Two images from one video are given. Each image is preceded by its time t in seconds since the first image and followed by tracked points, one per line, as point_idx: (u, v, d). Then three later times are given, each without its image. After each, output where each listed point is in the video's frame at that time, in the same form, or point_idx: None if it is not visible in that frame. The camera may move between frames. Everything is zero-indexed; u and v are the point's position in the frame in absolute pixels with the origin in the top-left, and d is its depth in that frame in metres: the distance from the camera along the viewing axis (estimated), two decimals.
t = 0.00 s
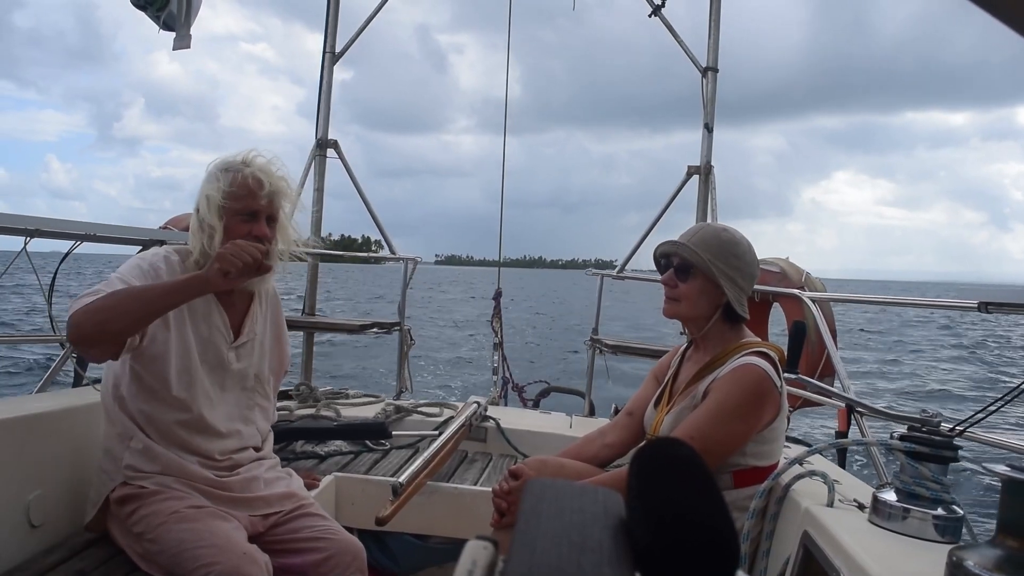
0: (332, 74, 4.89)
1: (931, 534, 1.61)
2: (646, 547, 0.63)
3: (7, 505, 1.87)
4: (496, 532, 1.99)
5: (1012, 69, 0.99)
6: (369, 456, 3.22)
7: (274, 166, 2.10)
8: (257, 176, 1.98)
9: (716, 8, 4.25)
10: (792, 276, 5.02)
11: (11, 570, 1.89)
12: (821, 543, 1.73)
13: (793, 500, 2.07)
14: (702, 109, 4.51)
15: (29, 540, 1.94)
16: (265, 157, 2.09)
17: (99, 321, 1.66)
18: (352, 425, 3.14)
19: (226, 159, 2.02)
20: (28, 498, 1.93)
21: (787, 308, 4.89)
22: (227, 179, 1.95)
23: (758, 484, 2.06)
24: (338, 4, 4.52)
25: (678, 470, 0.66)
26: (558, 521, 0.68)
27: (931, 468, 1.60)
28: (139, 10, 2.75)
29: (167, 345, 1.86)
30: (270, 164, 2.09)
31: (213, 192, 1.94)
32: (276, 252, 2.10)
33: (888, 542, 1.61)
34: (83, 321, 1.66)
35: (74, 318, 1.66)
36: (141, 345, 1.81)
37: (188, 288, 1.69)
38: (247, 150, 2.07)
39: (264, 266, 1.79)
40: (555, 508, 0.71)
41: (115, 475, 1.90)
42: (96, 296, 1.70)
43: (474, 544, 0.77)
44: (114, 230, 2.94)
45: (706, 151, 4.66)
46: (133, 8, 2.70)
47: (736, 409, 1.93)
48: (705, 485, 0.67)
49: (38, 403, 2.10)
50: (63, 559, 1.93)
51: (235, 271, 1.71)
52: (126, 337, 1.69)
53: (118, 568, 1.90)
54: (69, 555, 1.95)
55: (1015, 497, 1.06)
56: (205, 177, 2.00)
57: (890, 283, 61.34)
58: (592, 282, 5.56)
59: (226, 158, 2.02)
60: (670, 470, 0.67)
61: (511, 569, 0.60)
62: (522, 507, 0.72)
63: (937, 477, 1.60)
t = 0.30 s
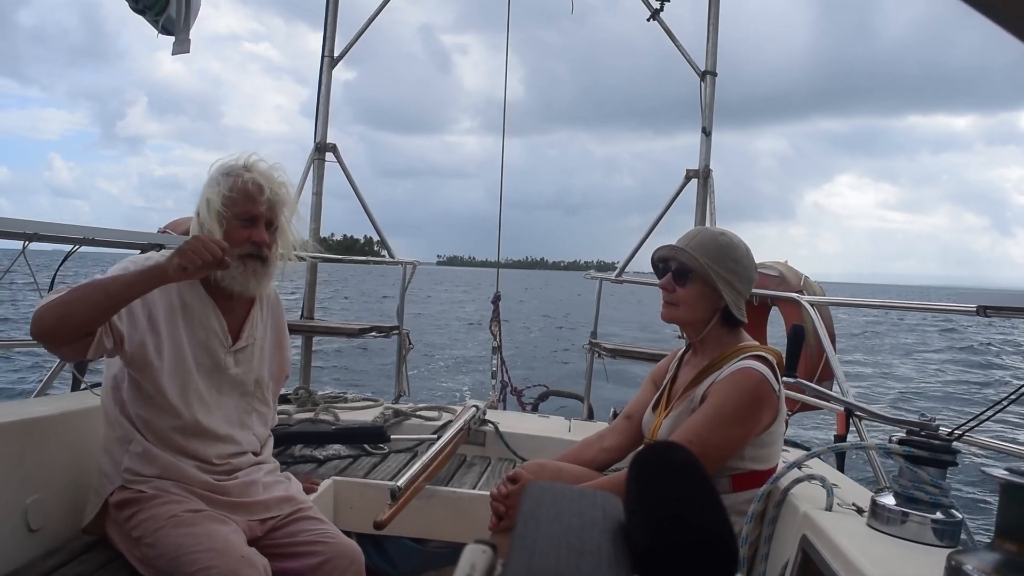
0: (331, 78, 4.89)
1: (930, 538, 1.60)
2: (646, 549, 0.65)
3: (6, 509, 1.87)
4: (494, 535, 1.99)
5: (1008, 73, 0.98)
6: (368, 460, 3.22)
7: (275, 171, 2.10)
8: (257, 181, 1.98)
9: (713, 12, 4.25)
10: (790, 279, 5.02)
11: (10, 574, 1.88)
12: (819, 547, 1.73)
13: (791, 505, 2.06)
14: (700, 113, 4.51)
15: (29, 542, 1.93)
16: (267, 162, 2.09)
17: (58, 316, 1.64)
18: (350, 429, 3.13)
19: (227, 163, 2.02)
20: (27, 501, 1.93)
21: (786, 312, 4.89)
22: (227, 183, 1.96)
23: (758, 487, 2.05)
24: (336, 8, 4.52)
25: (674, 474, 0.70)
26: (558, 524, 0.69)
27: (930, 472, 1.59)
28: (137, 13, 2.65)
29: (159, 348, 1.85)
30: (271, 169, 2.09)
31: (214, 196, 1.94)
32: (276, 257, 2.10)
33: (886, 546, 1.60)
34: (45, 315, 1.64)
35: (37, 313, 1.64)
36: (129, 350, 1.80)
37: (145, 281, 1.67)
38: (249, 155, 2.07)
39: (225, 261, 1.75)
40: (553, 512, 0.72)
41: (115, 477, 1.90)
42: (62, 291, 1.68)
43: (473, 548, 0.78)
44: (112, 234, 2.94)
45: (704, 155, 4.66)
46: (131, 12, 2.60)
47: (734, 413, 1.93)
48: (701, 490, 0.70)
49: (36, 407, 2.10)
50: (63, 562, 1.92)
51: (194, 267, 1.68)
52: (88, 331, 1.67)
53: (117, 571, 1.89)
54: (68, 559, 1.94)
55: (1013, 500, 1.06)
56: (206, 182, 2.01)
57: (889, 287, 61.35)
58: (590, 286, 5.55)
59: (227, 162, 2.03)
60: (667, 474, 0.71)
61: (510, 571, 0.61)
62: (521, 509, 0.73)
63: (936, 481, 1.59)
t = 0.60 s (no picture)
0: (329, 81, 4.89)
1: (927, 542, 1.59)
2: (644, 552, 0.71)
3: (4, 512, 1.87)
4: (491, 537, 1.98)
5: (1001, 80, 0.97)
6: (365, 463, 3.21)
7: (282, 177, 2.10)
8: (262, 184, 1.98)
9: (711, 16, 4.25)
10: (788, 283, 5.01)
11: None
12: (817, 550, 1.72)
13: (788, 508, 2.05)
14: (698, 117, 4.51)
15: (28, 544, 1.94)
16: (274, 167, 2.09)
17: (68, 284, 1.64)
18: (347, 432, 3.13)
19: (235, 167, 2.03)
20: (25, 504, 1.92)
21: (784, 315, 4.88)
22: (233, 187, 1.96)
23: (755, 490, 2.06)
24: (334, 11, 4.52)
25: (670, 477, 0.76)
26: (557, 527, 0.75)
27: (927, 476, 1.58)
28: (135, 15, 2.63)
29: (161, 341, 1.85)
30: (278, 175, 2.09)
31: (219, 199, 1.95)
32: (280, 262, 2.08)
33: (884, 550, 1.59)
34: (56, 286, 1.64)
35: (47, 286, 1.64)
36: (132, 338, 1.80)
37: (161, 236, 1.68)
38: (257, 159, 2.08)
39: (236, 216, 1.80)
40: (552, 515, 0.79)
41: (113, 480, 1.85)
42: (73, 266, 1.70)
43: (472, 551, 0.80)
44: (109, 237, 2.93)
45: (703, 159, 4.66)
46: (129, 15, 2.58)
47: (732, 417, 1.93)
48: (695, 490, 0.76)
49: (36, 409, 2.10)
50: (61, 565, 1.92)
51: (207, 213, 1.73)
52: (98, 297, 1.66)
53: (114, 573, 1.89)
54: (66, 562, 1.94)
55: (1010, 505, 1.05)
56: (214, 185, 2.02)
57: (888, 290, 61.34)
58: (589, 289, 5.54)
59: (235, 166, 2.04)
60: (663, 477, 0.77)
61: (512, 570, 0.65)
62: (521, 513, 0.79)
63: (933, 485, 1.58)
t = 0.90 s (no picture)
0: (328, 83, 4.90)
1: (927, 543, 1.59)
2: (643, 553, 0.71)
3: (3, 514, 1.87)
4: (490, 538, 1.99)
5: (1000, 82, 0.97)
6: (365, 465, 3.22)
7: (299, 187, 2.08)
8: (281, 196, 1.96)
9: (710, 18, 4.25)
10: (787, 284, 5.01)
11: None
12: (816, 551, 1.72)
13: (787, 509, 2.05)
14: (697, 118, 4.51)
15: (28, 547, 1.94)
16: (290, 176, 2.08)
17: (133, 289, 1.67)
18: (347, 434, 3.13)
19: (253, 174, 2.02)
20: (24, 507, 1.93)
21: (783, 317, 4.89)
22: (251, 197, 1.94)
23: (754, 491, 2.06)
24: (333, 13, 4.51)
25: (670, 478, 0.77)
26: (557, 529, 0.75)
27: (926, 477, 1.58)
28: (134, 18, 2.63)
29: (190, 342, 1.84)
30: (296, 185, 2.08)
31: (237, 207, 1.94)
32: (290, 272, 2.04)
33: (882, 551, 1.59)
34: (127, 282, 1.67)
35: (120, 278, 1.67)
36: (164, 336, 1.79)
37: (242, 257, 1.69)
38: (275, 168, 2.07)
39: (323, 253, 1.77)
40: (552, 515, 0.79)
41: (111, 484, 1.84)
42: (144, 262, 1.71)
43: (471, 553, 0.80)
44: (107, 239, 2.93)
45: (702, 161, 4.66)
46: (128, 18, 2.58)
47: (733, 419, 1.94)
48: (696, 491, 0.77)
49: (36, 410, 2.10)
50: (60, 568, 1.92)
51: (293, 246, 1.71)
52: (165, 302, 1.69)
53: None
54: (65, 564, 1.95)
55: (1008, 506, 1.05)
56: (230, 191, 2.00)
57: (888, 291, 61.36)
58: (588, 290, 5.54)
59: (254, 174, 2.02)
60: (664, 478, 0.77)
61: (509, 570, 0.66)
62: (520, 514, 0.79)
63: (932, 486, 1.58)
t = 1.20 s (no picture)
0: (327, 83, 4.89)
1: (926, 543, 1.59)
2: (643, 553, 0.71)
3: (3, 514, 1.87)
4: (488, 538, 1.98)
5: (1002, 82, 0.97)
6: (364, 464, 3.21)
7: (303, 190, 2.08)
8: (286, 201, 1.96)
9: (710, 18, 4.25)
10: (787, 284, 5.00)
11: None
12: (816, 552, 1.71)
13: (788, 509, 2.04)
14: (697, 118, 4.51)
15: (28, 546, 1.94)
16: (294, 179, 2.07)
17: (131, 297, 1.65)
18: (347, 433, 3.13)
19: (257, 176, 2.01)
20: (24, 506, 1.92)
21: (782, 317, 4.88)
22: (256, 200, 1.94)
23: (753, 492, 2.06)
24: (333, 13, 4.51)
25: (671, 478, 0.76)
26: (557, 529, 0.75)
27: (926, 477, 1.58)
28: (133, 17, 2.63)
29: (189, 347, 1.83)
30: (300, 188, 2.07)
31: (241, 210, 1.93)
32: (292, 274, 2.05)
33: (881, 551, 1.59)
34: (126, 292, 1.65)
35: (118, 288, 1.66)
36: (162, 341, 1.78)
37: (243, 273, 1.69)
38: (279, 170, 2.05)
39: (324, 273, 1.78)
40: (552, 516, 0.79)
41: (110, 484, 1.84)
42: (144, 271, 1.69)
43: (471, 553, 0.80)
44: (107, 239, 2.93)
45: (701, 161, 4.66)
46: (127, 17, 2.57)
47: (731, 420, 1.93)
48: (696, 492, 0.77)
49: (35, 410, 2.10)
50: (59, 568, 1.92)
51: (295, 265, 1.70)
52: (167, 315, 1.68)
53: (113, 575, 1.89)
54: (64, 564, 1.94)
55: (1008, 507, 1.04)
56: (233, 191, 1.99)
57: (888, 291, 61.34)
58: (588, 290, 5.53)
59: (258, 176, 2.01)
60: (665, 479, 0.77)
61: (509, 570, 0.65)
62: (520, 514, 0.79)
63: (932, 486, 1.58)
